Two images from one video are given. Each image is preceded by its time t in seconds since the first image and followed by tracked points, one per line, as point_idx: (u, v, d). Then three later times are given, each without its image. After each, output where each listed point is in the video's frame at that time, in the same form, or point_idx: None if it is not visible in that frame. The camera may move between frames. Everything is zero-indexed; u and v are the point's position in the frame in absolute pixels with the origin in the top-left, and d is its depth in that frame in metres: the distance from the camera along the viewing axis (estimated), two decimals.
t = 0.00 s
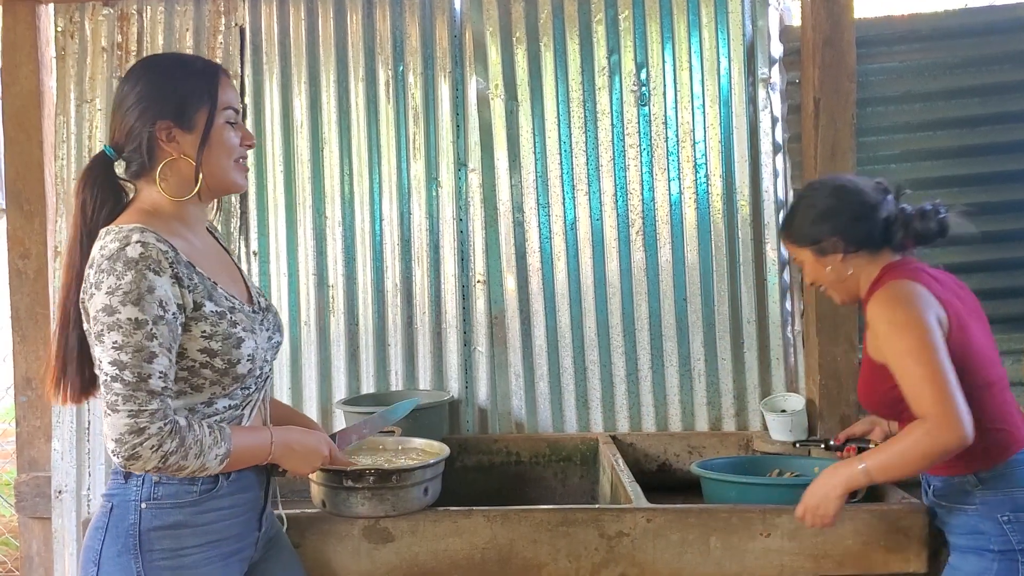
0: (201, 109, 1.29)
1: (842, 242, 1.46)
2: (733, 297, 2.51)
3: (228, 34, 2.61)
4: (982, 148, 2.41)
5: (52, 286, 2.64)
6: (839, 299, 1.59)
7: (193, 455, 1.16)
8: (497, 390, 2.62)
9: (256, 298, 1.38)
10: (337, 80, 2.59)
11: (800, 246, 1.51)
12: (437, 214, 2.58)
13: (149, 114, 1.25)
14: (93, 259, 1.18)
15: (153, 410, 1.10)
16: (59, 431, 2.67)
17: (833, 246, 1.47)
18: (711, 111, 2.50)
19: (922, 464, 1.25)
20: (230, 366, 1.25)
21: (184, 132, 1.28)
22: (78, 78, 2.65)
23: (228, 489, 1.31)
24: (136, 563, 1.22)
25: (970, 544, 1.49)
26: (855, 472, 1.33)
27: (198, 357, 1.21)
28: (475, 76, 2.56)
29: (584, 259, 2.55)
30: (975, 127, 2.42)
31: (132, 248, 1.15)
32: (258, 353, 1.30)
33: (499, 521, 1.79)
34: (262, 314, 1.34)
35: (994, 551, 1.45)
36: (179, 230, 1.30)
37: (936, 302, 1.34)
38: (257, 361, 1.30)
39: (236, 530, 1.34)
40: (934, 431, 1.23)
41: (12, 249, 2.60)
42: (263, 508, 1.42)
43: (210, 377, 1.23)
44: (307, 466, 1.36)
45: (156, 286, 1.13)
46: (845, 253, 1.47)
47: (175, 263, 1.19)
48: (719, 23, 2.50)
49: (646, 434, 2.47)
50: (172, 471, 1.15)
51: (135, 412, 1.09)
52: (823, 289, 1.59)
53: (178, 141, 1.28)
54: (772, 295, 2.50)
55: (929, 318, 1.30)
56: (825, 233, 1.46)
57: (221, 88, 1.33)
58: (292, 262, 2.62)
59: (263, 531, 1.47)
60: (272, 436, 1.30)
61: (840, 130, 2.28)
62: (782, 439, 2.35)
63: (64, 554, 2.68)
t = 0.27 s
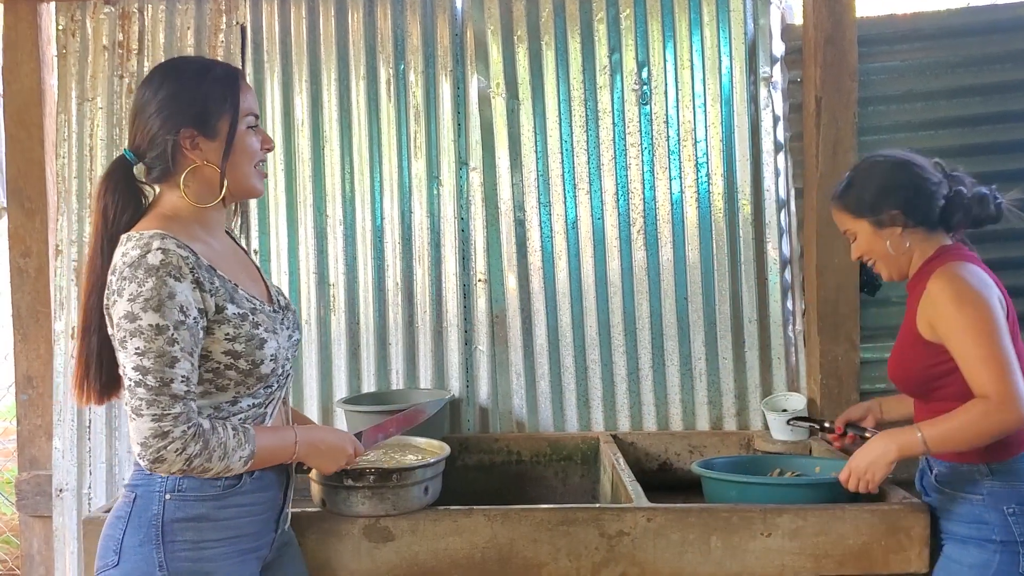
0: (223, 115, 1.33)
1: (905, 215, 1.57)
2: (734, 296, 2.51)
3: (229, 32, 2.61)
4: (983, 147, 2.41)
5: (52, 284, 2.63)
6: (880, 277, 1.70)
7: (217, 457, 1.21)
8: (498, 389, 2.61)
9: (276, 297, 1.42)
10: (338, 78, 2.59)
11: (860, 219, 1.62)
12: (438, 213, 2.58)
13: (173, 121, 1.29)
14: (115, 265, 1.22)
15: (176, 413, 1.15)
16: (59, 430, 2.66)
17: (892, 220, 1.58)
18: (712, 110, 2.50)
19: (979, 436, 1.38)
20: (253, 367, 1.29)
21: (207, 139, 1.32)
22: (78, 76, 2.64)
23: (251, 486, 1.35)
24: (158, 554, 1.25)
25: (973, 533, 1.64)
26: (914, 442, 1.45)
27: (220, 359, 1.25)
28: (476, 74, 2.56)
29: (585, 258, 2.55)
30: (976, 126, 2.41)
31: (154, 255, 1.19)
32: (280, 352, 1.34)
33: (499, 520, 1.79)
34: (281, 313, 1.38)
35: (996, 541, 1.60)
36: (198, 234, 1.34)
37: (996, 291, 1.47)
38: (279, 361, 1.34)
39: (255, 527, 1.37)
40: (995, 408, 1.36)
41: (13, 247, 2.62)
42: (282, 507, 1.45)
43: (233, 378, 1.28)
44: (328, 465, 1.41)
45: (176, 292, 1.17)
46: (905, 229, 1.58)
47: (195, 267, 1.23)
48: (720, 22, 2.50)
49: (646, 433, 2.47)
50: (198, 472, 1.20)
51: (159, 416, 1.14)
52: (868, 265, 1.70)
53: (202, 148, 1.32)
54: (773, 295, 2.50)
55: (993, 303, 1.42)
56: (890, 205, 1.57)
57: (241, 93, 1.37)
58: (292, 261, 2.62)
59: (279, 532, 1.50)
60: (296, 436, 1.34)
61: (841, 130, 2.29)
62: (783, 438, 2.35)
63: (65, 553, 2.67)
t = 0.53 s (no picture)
0: (241, 120, 1.32)
1: (937, 201, 1.60)
2: (733, 293, 2.50)
3: (227, 28, 2.60)
4: (983, 143, 2.40)
5: (50, 281, 2.63)
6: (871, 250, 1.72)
7: (247, 443, 1.21)
8: (497, 386, 2.61)
9: (299, 296, 1.42)
10: (336, 74, 2.58)
11: (897, 187, 1.62)
12: (437, 209, 2.57)
13: (190, 130, 1.28)
14: (150, 258, 1.22)
15: (209, 402, 1.15)
16: (57, 427, 2.65)
17: (926, 201, 1.61)
18: (711, 106, 2.49)
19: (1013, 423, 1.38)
20: (279, 362, 1.29)
21: (227, 145, 1.32)
22: (76, 72, 2.63)
23: (263, 476, 1.35)
24: (171, 539, 1.24)
25: (960, 528, 1.66)
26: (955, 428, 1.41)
27: (248, 353, 1.26)
28: (475, 70, 2.55)
29: (584, 255, 2.55)
30: (977, 121, 2.40)
31: (189, 250, 1.19)
32: (304, 350, 1.34)
33: (497, 517, 1.79)
34: (305, 313, 1.38)
35: (984, 534, 1.62)
36: (230, 235, 1.35)
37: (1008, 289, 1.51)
38: (303, 358, 1.34)
39: (264, 519, 1.37)
40: None
41: (11, 244, 2.63)
42: (290, 502, 1.45)
43: (259, 372, 1.27)
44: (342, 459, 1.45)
45: (211, 286, 1.18)
46: (932, 213, 1.62)
47: (229, 264, 1.23)
48: (720, 17, 2.49)
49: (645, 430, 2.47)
50: (228, 460, 1.20)
51: (192, 405, 1.14)
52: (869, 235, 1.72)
53: (223, 153, 1.32)
54: (773, 291, 2.49)
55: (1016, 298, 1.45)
56: (930, 184, 1.59)
57: (255, 94, 1.36)
58: (291, 257, 2.61)
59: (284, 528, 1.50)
60: (321, 424, 1.38)
61: (840, 125, 2.28)
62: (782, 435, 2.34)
63: (64, 549, 2.67)
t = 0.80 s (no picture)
0: (233, 119, 1.30)
1: (925, 204, 1.62)
2: (730, 290, 2.49)
3: (223, 24, 2.59)
4: (980, 140, 2.40)
5: (45, 278, 2.62)
6: (852, 245, 1.72)
7: (228, 432, 1.21)
8: (493, 383, 2.60)
9: (287, 298, 1.43)
10: (332, 70, 2.58)
11: (893, 181, 1.63)
12: (433, 206, 2.57)
13: (183, 128, 1.27)
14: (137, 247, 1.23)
15: (190, 387, 1.15)
16: (52, 424, 2.64)
17: (917, 201, 1.63)
18: (708, 103, 2.48)
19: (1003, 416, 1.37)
20: (259, 356, 1.29)
21: (218, 143, 1.30)
22: (71, 68, 2.62)
23: (236, 473, 1.34)
24: (140, 535, 1.24)
25: (957, 524, 1.64)
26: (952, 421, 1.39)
27: (229, 345, 1.26)
28: (471, 66, 2.55)
29: (580, 252, 2.54)
30: (973, 119, 2.40)
31: (177, 238, 1.21)
32: (286, 347, 1.34)
33: (493, 515, 1.78)
34: (292, 313, 1.39)
35: (981, 527, 1.60)
36: (220, 230, 1.34)
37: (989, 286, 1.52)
38: (284, 355, 1.34)
39: (240, 517, 1.36)
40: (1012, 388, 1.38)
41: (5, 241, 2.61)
42: (270, 500, 1.44)
43: (238, 365, 1.27)
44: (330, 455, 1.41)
45: (197, 274, 1.19)
46: (919, 216, 1.64)
47: (215, 255, 1.25)
48: (716, 13, 2.48)
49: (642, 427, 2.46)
50: (207, 448, 1.20)
51: (173, 389, 1.14)
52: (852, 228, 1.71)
53: (214, 151, 1.31)
54: (769, 289, 2.49)
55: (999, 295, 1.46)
56: (924, 185, 1.61)
57: (250, 93, 1.34)
58: (286, 254, 2.60)
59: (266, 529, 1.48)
60: (304, 420, 1.35)
61: (838, 122, 2.27)
62: (779, 432, 2.34)
63: (58, 547, 2.65)
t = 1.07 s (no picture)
0: (210, 121, 1.31)
1: (921, 204, 1.61)
2: (724, 288, 2.49)
3: (216, 22, 2.59)
4: (974, 138, 2.39)
5: (38, 277, 2.62)
6: (844, 237, 1.70)
7: (203, 431, 1.21)
8: (487, 382, 2.60)
9: (260, 299, 1.43)
10: (325, 69, 2.57)
11: (891, 180, 1.60)
12: (427, 204, 2.56)
13: (158, 127, 1.28)
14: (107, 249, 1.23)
15: (164, 387, 1.15)
16: (45, 423, 2.64)
17: (913, 201, 1.61)
18: (702, 101, 2.48)
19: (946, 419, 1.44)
20: (228, 356, 1.29)
21: (193, 144, 1.31)
22: (65, 67, 2.62)
23: (203, 471, 1.34)
24: (105, 533, 1.24)
25: (951, 522, 1.62)
26: (884, 417, 1.50)
27: (198, 345, 1.26)
28: (465, 65, 2.55)
29: (574, 251, 2.54)
30: (967, 117, 2.40)
31: (147, 238, 1.21)
32: (257, 347, 1.34)
33: (485, 513, 1.77)
34: (264, 313, 1.39)
35: (975, 525, 1.57)
36: (193, 232, 1.35)
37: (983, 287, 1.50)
38: (254, 356, 1.34)
39: (210, 515, 1.36)
40: (969, 396, 1.41)
41: None
42: (243, 498, 1.44)
43: (208, 365, 1.27)
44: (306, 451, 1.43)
45: (168, 274, 1.19)
46: (914, 216, 1.63)
47: (185, 255, 1.25)
48: (710, 12, 2.48)
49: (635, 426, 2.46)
50: (184, 447, 1.20)
51: (147, 389, 1.14)
52: (845, 222, 1.69)
53: (189, 152, 1.31)
54: (763, 287, 2.48)
55: (987, 299, 1.45)
56: (920, 185, 1.60)
57: (229, 96, 1.34)
58: (280, 252, 2.60)
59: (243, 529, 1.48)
60: (282, 416, 1.37)
61: (831, 120, 2.27)
62: (772, 431, 2.33)
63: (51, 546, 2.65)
